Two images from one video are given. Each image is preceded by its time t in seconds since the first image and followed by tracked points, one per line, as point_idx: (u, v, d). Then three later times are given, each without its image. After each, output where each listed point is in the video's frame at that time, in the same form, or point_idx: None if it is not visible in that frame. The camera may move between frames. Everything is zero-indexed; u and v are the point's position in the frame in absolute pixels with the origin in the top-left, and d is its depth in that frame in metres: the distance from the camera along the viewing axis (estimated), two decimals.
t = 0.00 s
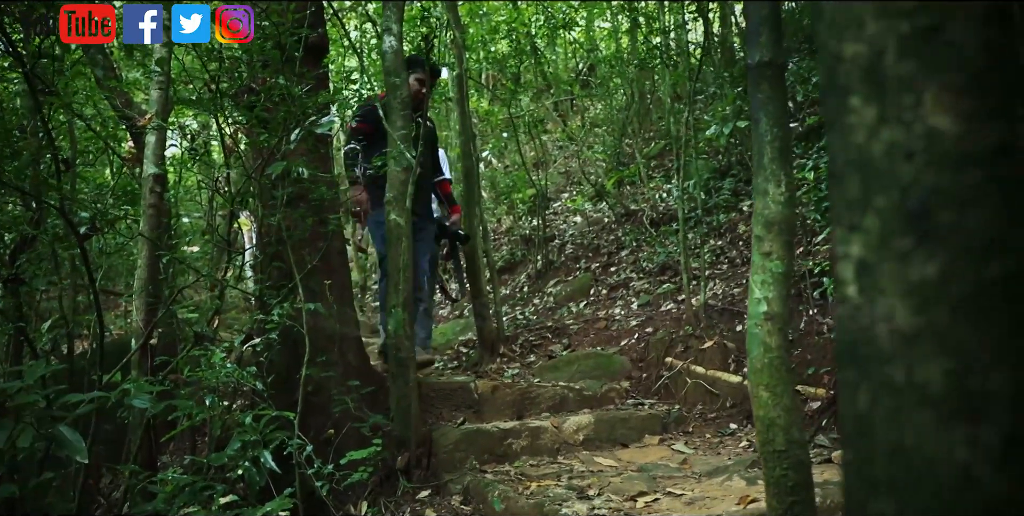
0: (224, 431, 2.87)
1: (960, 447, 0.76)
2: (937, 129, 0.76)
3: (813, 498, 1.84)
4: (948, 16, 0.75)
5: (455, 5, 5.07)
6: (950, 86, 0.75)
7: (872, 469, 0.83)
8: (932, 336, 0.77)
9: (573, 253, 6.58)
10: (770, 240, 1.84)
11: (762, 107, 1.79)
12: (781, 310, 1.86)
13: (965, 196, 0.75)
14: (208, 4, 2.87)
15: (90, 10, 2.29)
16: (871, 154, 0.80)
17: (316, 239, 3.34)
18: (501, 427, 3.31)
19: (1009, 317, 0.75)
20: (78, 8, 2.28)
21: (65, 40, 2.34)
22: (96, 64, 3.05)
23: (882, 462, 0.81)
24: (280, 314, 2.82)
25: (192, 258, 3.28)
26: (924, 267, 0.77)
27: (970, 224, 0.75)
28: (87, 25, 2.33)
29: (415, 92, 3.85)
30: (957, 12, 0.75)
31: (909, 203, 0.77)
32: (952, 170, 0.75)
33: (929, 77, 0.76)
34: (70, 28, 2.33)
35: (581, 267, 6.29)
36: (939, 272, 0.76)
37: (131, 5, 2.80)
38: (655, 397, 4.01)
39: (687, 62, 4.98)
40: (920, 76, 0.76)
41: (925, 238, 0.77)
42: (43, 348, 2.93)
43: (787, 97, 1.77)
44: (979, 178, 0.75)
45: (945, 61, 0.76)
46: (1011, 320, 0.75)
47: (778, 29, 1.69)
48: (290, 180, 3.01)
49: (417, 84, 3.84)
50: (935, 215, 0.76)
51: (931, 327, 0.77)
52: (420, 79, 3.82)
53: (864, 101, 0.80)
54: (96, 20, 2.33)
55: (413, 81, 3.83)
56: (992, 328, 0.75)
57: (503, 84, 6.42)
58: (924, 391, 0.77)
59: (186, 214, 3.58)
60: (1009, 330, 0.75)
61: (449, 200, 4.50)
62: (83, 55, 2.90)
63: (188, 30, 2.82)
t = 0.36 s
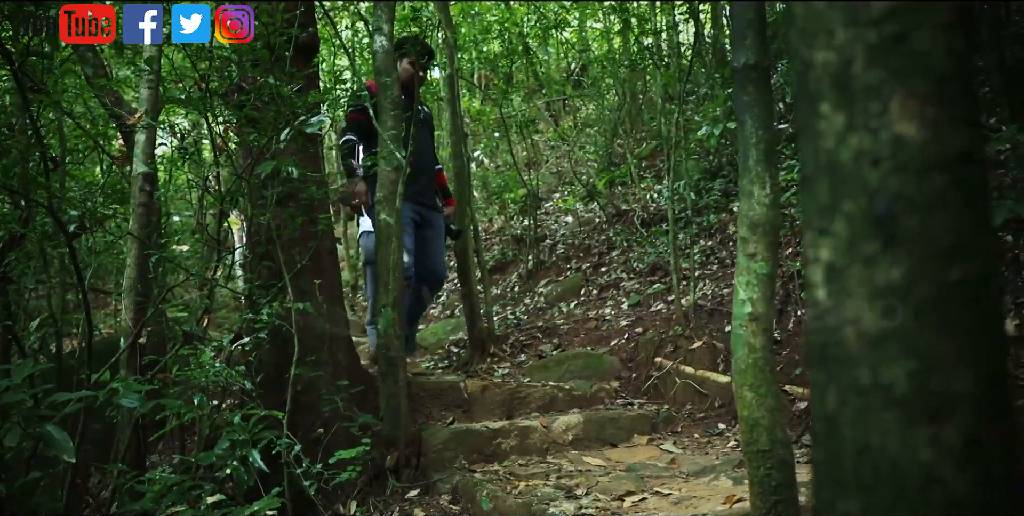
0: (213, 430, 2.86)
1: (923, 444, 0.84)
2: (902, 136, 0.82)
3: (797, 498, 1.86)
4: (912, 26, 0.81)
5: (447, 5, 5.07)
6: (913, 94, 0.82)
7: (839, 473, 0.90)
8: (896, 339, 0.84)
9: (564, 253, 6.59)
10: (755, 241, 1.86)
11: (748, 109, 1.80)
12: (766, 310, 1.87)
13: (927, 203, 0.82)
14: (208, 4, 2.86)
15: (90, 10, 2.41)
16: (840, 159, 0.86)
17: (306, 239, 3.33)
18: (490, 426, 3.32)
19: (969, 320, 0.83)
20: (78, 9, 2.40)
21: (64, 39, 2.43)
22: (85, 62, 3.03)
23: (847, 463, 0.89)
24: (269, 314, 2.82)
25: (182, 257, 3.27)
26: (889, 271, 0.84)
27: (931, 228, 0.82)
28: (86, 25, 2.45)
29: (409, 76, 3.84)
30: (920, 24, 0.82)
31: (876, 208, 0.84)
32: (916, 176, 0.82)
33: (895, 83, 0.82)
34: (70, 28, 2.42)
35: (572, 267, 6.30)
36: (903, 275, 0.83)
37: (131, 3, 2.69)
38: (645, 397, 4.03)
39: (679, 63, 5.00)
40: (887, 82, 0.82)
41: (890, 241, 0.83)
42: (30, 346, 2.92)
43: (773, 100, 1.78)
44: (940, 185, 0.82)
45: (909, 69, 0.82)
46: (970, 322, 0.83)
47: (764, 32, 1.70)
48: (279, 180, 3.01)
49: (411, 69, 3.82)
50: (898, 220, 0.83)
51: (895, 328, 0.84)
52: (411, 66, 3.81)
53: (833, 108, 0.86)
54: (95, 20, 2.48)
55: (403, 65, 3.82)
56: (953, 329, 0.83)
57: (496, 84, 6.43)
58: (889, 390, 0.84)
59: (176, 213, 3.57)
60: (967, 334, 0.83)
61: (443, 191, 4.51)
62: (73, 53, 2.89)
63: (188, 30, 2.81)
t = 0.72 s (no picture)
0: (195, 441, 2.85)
1: (881, 462, 0.90)
2: (861, 165, 0.86)
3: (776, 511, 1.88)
4: (871, 60, 0.85)
5: (435, 15, 5.08)
6: (872, 125, 0.86)
7: (800, 492, 0.96)
8: (855, 363, 0.88)
9: (551, 263, 6.61)
10: (734, 256, 1.88)
11: (728, 125, 1.82)
12: (745, 325, 1.89)
13: (885, 230, 0.86)
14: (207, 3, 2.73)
15: (91, 11, 2.29)
16: (803, 185, 0.89)
17: (291, 248, 3.33)
18: (474, 437, 3.31)
19: (919, 346, 0.89)
20: (79, 8, 2.25)
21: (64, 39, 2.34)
22: (70, 69, 3.02)
23: (809, 483, 0.94)
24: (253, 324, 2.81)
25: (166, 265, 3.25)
26: (850, 297, 0.87)
27: (889, 254, 0.86)
28: (88, 26, 2.34)
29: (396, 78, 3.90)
30: (877, 59, 0.85)
31: (836, 235, 0.87)
32: (874, 205, 0.86)
33: (855, 114, 0.86)
34: (70, 30, 2.33)
35: (559, 277, 6.32)
36: (862, 299, 0.87)
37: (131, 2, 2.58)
38: (630, 408, 4.04)
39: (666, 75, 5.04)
40: (848, 113, 0.86)
41: (850, 267, 0.87)
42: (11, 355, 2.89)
43: (754, 116, 1.80)
44: (897, 215, 0.86)
45: (869, 101, 0.85)
46: (920, 347, 0.89)
47: (744, 49, 1.72)
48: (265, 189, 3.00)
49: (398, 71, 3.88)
50: (857, 248, 0.87)
51: (854, 353, 0.88)
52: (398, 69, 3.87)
53: (797, 136, 0.90)
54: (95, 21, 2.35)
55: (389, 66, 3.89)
56: (905, 355, 0.88)
57: (485, 94, 6.45)
58: (848, 413, 0.89)
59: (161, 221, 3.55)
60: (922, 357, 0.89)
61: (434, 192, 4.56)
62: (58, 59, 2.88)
63: (188, 30, 2.71)
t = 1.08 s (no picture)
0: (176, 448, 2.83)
1: (841, 475, 0.91)
2: (823, 183, 0.91)
3: None
4: (833, 79, 0.90)
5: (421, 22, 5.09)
6: (833, 144, 0.90)
7: (764, 502, 0.98)
8: (815, 375, 0.92)
9: (536, 270, 6.62)
10: (713, 266, 1.90)
11: (708, 136, 1.85)
12: (724, 334, 1.92)
13: (845, 248, 0.90)
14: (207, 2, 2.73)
15: (90, 10, 2.54)
16: (767, 203, 0.94)
17: (275, 255, 3.32)
18: (457, 445, 3.31)
19: (881, 362, 0.91)
20: (78, 8, 2.52)
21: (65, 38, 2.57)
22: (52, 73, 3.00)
23: (773, 493, 0.97)
24: (234, 331, 2.80)
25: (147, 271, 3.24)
26: (811, 311, 0.92)
27: (849, 271, 0.90)
28: (87, 24, 2.57)
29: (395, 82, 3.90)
30: (839, 77, 0.90)
31: (798, 250, 0.92)
32: (835, 222, 0.90)
33: (818, 132, 0.90)
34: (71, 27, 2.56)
35: (543, 284, 6.33)
36: (823, 314, 0.91)
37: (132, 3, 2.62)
38: (613, 415, 4.05)
39: (651, 84, 5.07)
40: (810, 131, 0.91)
41: (811, 283, 0.91)
42: None
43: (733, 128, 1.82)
44: (856, 232, 0.90)
45: (831, 119, 0.90)
46: (882, 362, 0.91)
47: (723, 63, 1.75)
48: (248, 196, 2.99)
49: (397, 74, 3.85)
50: (820, 262, 0.91)
51: (815, 366, 0.92)
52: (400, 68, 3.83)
53: (762, 153, 0.94)
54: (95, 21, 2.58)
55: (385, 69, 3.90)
56: (868, 370, 0.91)
57: (471, 100, 6.46)
58: (809, 423, 0.92)
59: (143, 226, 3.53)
60: (883, 371, 0.91)
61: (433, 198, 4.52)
62: (40, 63, 2.86)
63: (188, 29, 2.70)
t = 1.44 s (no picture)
0: (153, 449, 2.81)
1: (799, 477, 0.93)
2: (787, 190, 0.93)
3: None
4: (798, 89, 0.93)
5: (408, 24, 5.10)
6: (796, 153, 0.93)
7: (724, 505, 0.99)
8: (778, 378, 0.93)
9: (519, 274, 6.63)
10: (692, 271, 1.92)
11: (688, 143, 1.87)
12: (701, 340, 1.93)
13: (807, 253, 0.93)
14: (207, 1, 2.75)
15: (90, 10, 2.66)
16: (733, 210, 0.97)
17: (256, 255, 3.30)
18: (437, 447, 3.31)
19: (841, 369, 0.94)
20: (78, 8, 2.65)
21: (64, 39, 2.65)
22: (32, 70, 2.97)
23: (734, 496, 0.98)
24: (214, 332, 2.79)
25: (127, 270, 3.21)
26: (774, 316, 0.94)
27: (810, 277, 0.93)
28: (87, 25, 2.68)
29: (409, 88, 4.00)
30: (805, 88, 0.93)
31: (762, 256, 0.94)
32: (799, 227, 0.93)
33: (782, 141, 0.93)
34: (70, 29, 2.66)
35: (527, 288, 6.34)
36: (785, 319, 0.93)
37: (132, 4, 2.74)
38: (594, 419, 4.07)
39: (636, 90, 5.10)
40: (775, 140, 0.93)
41: (775, 288, 0.94)
42: None
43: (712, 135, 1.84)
44: (817, 240, 0.93)
45: (795, 128, 0.93)
46: (841, 368, 0.94)
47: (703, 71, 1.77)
48: (229, 196, 2.98)
49: (412, 79, 3.99)
50: (782, 269, 0.94)
51: (777, 370, 0.94)
52: (416, 73, 3.98)
53: (729, 161, 0.97)
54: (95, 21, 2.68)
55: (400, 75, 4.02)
56: (828, 375, 0.93)
57: (457, 103, 6.47)
58: (770, 427, 0.94)
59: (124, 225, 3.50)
60: (842, 374, 0.94)
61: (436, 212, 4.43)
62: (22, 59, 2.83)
63: (188, 29, 2.73)
